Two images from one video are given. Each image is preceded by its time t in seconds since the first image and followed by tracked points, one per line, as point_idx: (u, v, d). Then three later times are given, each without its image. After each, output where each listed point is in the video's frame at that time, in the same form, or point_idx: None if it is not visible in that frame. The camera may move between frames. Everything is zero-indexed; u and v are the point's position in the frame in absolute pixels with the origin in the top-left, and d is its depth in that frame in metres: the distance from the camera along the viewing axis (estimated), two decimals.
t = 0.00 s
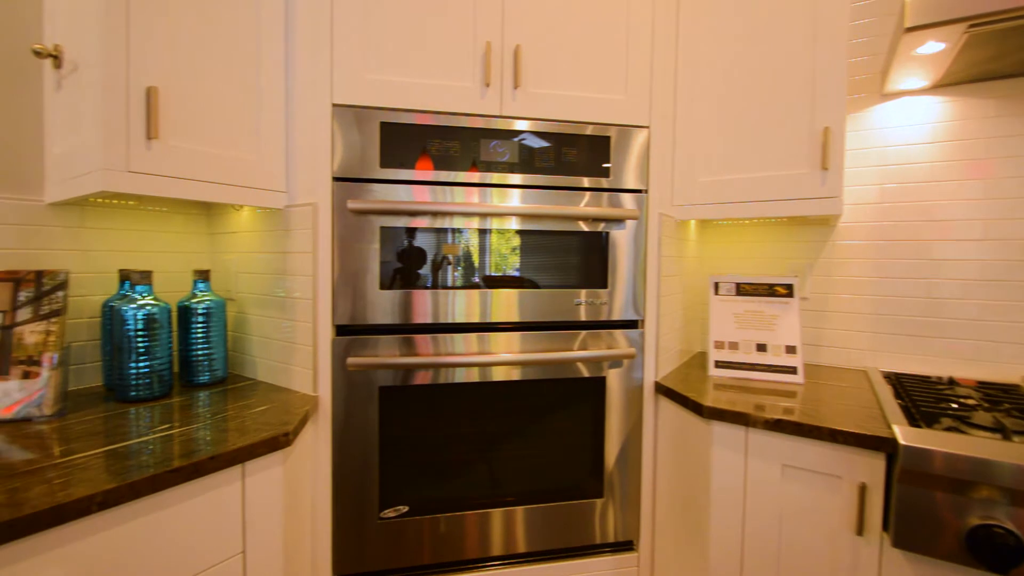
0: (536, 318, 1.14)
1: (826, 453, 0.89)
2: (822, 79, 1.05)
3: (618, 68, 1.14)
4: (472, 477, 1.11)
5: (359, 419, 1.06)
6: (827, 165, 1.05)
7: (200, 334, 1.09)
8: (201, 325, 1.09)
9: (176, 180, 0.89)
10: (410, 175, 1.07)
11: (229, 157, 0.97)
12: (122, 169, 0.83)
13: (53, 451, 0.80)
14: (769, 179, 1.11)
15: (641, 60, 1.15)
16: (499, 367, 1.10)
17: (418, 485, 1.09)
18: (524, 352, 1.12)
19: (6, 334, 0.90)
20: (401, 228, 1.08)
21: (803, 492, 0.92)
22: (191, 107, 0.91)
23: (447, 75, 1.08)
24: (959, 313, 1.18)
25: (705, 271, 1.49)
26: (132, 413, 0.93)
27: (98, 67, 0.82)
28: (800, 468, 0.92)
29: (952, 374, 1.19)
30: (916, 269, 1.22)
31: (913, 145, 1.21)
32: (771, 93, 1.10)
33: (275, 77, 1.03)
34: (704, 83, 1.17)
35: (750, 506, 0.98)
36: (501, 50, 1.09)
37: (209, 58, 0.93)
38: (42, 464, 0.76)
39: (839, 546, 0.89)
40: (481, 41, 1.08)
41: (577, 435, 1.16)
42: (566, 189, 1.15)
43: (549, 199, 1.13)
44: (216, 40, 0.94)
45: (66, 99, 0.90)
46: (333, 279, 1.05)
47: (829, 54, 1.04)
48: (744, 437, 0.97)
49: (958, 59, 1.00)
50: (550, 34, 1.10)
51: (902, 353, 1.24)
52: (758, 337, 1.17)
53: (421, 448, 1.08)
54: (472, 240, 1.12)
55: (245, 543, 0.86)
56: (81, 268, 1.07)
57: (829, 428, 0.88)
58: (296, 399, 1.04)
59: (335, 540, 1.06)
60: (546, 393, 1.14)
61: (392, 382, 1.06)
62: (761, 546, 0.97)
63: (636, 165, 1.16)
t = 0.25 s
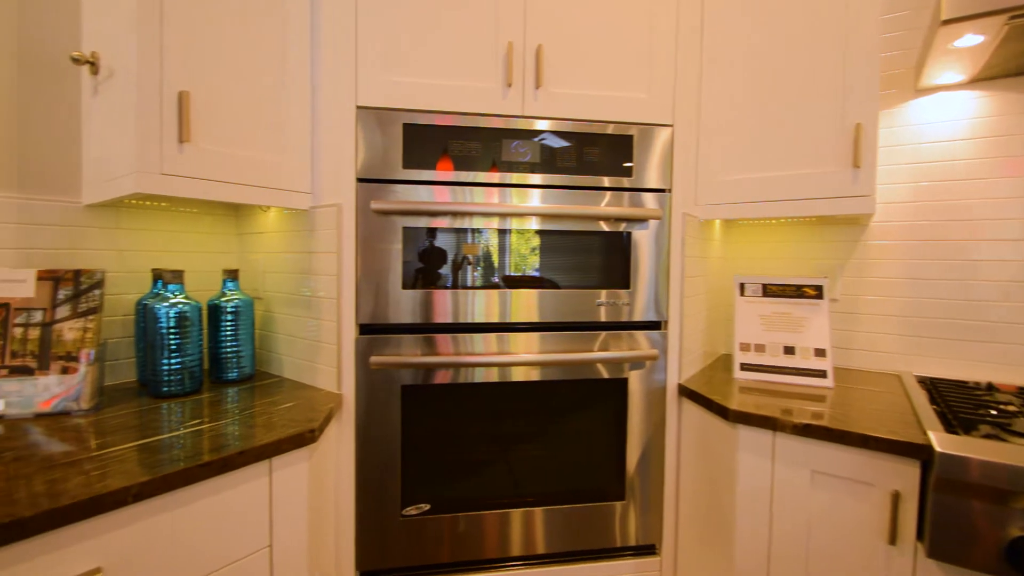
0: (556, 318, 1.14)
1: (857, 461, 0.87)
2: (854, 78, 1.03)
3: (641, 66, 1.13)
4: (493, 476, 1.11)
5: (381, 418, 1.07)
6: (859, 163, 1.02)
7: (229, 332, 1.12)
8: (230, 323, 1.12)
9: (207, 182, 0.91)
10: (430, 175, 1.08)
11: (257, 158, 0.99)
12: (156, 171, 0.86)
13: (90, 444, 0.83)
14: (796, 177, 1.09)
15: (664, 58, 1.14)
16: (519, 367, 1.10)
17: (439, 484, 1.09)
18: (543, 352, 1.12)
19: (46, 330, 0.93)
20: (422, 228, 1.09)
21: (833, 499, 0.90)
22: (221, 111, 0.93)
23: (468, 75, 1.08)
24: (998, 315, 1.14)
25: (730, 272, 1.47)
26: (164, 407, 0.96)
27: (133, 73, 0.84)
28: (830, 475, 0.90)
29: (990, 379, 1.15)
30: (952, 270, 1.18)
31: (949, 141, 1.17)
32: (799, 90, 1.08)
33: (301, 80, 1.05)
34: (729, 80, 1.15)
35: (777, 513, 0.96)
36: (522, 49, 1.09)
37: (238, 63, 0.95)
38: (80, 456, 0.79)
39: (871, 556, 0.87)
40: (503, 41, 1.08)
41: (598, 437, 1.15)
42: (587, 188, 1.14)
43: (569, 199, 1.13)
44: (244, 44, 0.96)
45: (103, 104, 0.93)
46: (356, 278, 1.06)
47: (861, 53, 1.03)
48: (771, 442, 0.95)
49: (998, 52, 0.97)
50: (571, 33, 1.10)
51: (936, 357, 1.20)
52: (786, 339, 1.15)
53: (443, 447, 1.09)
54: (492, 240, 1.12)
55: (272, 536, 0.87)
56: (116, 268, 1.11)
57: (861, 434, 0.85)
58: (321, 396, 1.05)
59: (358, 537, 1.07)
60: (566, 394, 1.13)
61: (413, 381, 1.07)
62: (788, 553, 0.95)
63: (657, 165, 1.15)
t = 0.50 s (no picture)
0: (574, 319, 1.13)
1: (887, 467, 0.85)
2: (882, 73, 1.01)
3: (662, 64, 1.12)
4: (511, 477, 1.11)
5: (401, 416, 1.08)
6: (889, 161, 1.00)
7: (254, 330, 1.14)
8: (255, 321, 1.14)
9: (233, 184, 0.93)
10: (449, 176, 1.08)
11: (281, 160, 1.01)
12: (184, 173, 0.88)
13: (121, 438, 0.85)
14: (823, 175, 1.06)
15: (686, 55, 1.12)
16: (537, 367, 1.10)
17: (458, 483, 1.10)
18: (561, 353, 1.11)
19: (80, 328, 0.96)
20: (440, 228, 1.09)
21: (861, 506, 0.88)
22: (246, 113, 0.95)
23: (488, 76, 1.08)
24: None
25: (753, 273, 1.44)
26: (192, 403, 0.98)
27: (163, 78, 0.87)
28: (858, 481, 0.88)
29: None
30: (988, 271, 1.14)
31: (984, 138, 1.13)
32: (825, 87, 1.06)
33: (323, 82, 1.06)
34: (753, 77, 1.13)
35: (802, 519, 0.94)
36: (542, 49, 1.08)
37: (262, 66, 0.97)
38: (112, 450, 0.81)
39: (902, 564, 0.84)
40: (523, 41, 1.08)
41: (617, 439, 1.14)
42: (606, 188, 1.13)
43: (588, 199, 1.12)
44: (268, 48, 0.98)
45: (133, 108, 0.96)
46: (377, 278, 1.07)
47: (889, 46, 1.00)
48: (797, 447, 0.94)
49: None
50: (591, 32, 1.09)
51: (970, 361, 1.17)
52: (812, 342, 1.14)
53: (461, 446, 1.09)
54: (510, 241, 1.12)
55: (296, 532, 0.89)
56: (146, 267, 1.14)
57: (890, 439, 0.83)
58: (342, 394, 1.07)
59: (378, 534, 1.09)
60: (586, 395, 1.13)
61: (432, 380, 1.08)
62: (814, 560, 0.93)
63: (677, 164, 1.14)
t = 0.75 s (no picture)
0: (590, 319, 1.13)
1: (915, 473, 0.82)
2: (911, 69, 0.98)
3: (682, 62, 1.10)
4: (527, 477, 1.11)
5: (419, 415, 1.08)
6: (917, 159, 0.97)
7: (275, 329, 1.16)
8: (277, 320, 1.16)
9: (256, 185, 0.95)
10: (466, 176, 1.09)
11: (303, 161, 1.02)
12: (210, 175, 0.90)
13: (148, 433, 0.87)
14: (848, 174, 1.04)
15: (707, 53, 1.11)
16: (554, 368, 1.09)
17: (476, 483, 1.10)
18: (577, 354, 1.11)
19: (109, 326, 0.99)
20: (457, 229, 1.09)
21: (888, 513, 0.86)
22: (268, 116, 0.97)
23: (507, 76, 1.08)
24: None
25: (775, 272, 1.41)
26: (216, 400, 1.00)
27: (189, 82, 0.88)
28: (885, 487, 0.85)
29: None
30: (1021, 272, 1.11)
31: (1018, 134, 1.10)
32: (851, 83, 1.04)
33: (343, 84, 1.08)
34: (775, 75, 1.11)
35: (826, 525, 0.92)
36: (560, 49, 1.08)
37: (284, 69, 0.99)
38: (139, 445, 0.83)
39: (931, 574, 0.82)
40: (541, 41, 1.08)
41: (634, 441, 1.13)
42: (623, 188, 1.12)
43: (606, 199, 1.11)
44: (290, 51, 0.99)
45: (160, 112, 0.98)
46: (395, 277, 1.08)
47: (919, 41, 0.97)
48: (821, 452, 0.92)
49: None
50: (610, 31, 1.09)
51: (1002, 364, 1.13)
52: (836, 344, 1.11)
53: (478, 446, 1.10)
54: (526, 241, 1.12)
55: (316, 528, 0.90)
56: (172, 267, 1.16)
57: (919, 445, 0.81)
58: (361, 393, 1.08)
59: (396, 532, 1.09)
60: (603, 396, 1.12)
61: (449, 379, 1.08)
62: (838, 567, 0.91)
63: (696, 163, 1.12)
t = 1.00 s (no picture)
0: (604, 320, 1.12)
1: (940, 479, 0.80)
2: (936, 65, 0.96)
3: (699, 60, 1.09)
4: (540, 477, 1.11)
5: (433, 414, 1.09)
6: (943, 157, 0.95)
7: (293, 328, 1.18)
8: (294, 319, 1.18)
9: (275, 186, 0.97)
10: (480, 176, 1.09)
11: (320, 162, 1.03)
12: (230, 177, 0.91)
13: (169, 429, 0.89)
14: (870, 172, 1.02)
15: (725, 51, 1.10)
16: (568, 368, 1.09)
17: (490, 482, 1.10)
18: (591, 355, 1.10)
19: (132, 324, 1.01)
20: (471, 228, 1.10)
21: (912, 519, 0.84)
22: (286, 118, 0.98)
23: (522, 76, 1.08)
24: None
25: (794, 273, 1.38)
26: (235, 398, 1.02)
27: (210, 85, 0.90)
28: (908, 493, 0.84)
29: None
30: None
31: None
32: (874, 80, 1.02)
33: (360, 86, 1.09)
34: (795, 72, 1.09)
35: (847, 530, 0.90)
36: (575, 48, 1.08)
37: (302, 72, 1.00)
38: (161, 440, 0.85)
39: None
40: (556, 40, 1.08)
41: (649, 443, 1.12)
42: (638, 187, 1.11)
43: (621, 198, 1.11)
44: (308, 53, 1.01)
45: (182, 115, 1.00)
46: (410, 277, 1.09)
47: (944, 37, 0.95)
48: (841, 456, 0.90)
49: None
50: (626, 30, 1.08)
51: None
52: (858, 346, 1.09)
53: (492, 446, 1.10)
54: (539, 241, 1.12)
55: (332, 525, 0.91)
56: (193, 266, 1.19)
57: (944, 450, 0.79)
58: (377, 392, 1.09)
59: (411, 531, 1.10)
60: (617, 397, 1.11)
61: (463, 379, 1.09)
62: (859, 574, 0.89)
63: (712, 162, 1.11)
